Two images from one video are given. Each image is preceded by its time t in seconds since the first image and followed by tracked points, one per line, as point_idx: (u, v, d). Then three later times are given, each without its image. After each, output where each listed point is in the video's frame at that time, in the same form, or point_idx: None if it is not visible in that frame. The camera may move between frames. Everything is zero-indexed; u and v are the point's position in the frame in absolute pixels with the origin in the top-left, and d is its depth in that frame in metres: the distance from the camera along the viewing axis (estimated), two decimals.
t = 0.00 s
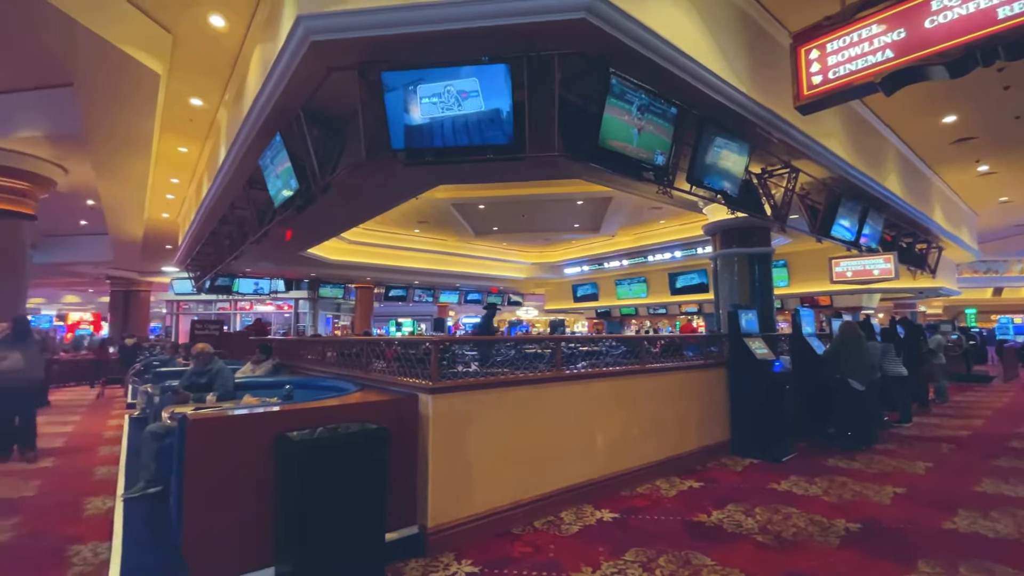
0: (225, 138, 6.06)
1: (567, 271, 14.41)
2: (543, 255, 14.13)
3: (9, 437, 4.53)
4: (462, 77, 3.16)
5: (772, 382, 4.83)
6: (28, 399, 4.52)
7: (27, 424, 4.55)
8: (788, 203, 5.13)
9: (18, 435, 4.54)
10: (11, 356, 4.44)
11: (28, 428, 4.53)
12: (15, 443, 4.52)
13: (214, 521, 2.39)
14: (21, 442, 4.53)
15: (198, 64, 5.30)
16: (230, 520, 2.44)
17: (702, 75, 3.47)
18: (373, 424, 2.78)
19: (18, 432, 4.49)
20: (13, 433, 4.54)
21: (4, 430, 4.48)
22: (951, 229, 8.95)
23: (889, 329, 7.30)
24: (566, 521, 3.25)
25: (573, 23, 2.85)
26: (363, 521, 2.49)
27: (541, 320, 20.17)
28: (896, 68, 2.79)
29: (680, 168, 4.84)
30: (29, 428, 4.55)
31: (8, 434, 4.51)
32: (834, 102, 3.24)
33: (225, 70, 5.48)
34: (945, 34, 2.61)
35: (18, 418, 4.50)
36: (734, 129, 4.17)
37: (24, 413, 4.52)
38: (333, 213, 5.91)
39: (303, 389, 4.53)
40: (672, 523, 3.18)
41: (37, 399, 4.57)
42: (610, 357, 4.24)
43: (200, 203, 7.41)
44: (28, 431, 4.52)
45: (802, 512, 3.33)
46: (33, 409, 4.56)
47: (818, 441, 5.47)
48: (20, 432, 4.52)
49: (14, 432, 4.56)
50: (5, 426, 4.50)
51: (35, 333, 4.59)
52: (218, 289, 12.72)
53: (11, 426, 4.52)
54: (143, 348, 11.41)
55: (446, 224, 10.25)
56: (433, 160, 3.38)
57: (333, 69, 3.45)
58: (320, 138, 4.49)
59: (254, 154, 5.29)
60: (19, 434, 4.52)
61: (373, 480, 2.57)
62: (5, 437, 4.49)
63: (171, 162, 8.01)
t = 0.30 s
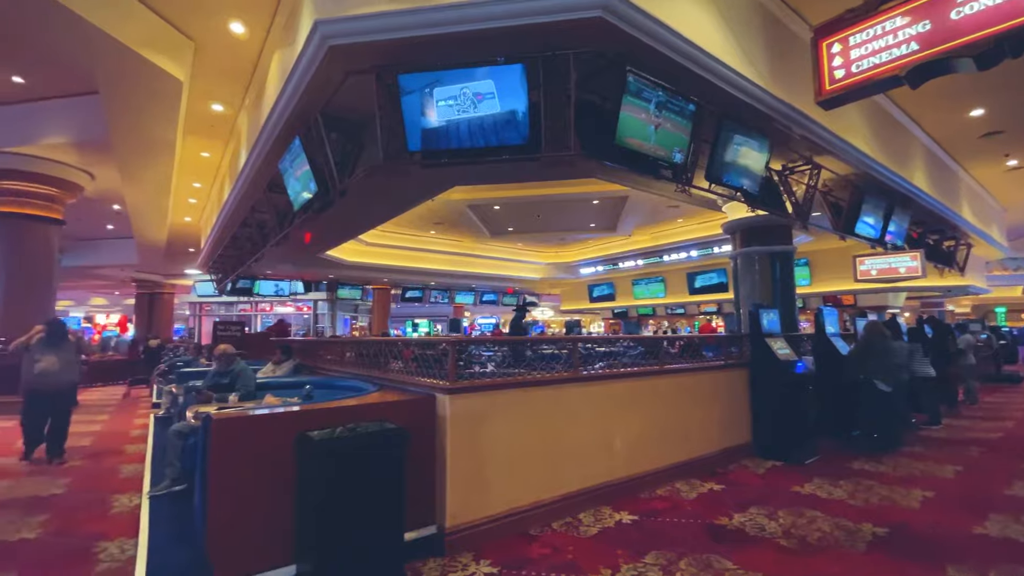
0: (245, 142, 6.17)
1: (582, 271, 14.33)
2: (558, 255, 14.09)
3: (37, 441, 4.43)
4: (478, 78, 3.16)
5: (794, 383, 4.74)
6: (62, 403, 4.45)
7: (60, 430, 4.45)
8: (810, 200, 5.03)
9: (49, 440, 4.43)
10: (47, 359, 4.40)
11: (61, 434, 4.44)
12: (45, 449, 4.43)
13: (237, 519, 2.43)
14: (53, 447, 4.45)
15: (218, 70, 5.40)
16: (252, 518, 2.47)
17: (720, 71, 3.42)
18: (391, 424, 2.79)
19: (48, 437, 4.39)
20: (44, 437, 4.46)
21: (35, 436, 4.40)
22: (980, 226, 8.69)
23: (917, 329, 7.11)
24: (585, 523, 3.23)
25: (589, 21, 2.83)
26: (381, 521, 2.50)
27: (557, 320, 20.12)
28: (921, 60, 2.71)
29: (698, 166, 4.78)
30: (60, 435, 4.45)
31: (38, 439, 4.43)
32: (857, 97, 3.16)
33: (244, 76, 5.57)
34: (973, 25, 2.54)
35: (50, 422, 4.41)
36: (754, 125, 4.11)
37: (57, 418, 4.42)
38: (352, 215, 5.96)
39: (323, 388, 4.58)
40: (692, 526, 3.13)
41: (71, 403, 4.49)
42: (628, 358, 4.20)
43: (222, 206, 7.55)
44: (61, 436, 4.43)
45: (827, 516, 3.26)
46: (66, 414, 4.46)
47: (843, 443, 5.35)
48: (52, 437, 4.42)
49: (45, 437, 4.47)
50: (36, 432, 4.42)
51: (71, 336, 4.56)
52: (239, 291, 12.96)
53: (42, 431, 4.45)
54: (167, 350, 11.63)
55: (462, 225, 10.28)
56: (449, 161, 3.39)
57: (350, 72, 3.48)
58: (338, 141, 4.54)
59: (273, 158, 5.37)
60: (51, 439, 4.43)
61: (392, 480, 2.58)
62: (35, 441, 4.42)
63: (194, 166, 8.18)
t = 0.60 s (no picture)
0: (268, 148, 6.28)
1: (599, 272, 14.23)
2: (576, 256, 14.04)
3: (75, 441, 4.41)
4: (496, 79, 3.16)
5: (821, 384, 4.63)
6: (99, 400, 4.61)
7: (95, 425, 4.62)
8: (836, 197, 4.92)
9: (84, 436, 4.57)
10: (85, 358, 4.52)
11: (96, 429, 4.60)
12: (82, 446, 4.47)
13: (262, 516, 2.47)
14: (91, 444, 4.56)
15: (242, 77, 5.52)
16: (277, 516, 2.51)
17: (742, 67, 3.36)
18: (413, 424, 2.81)
19: (83, 433, 4.49)
20: (81, 437, 4.44)
21: (72, 435, 4.38)
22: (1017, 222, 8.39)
23: (950, 329, 6.90)
24: (606, 526, 3.20)
25: (607, 21, 2.82)
26: (403, 521, 2.52)
27: (576, 321, 20.05)
28: (953, 51, 2.64)
29: (720, 164, 4.71)
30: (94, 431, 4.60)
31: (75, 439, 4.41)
32: (885, 90, 3.09)
33: (267, 83, 5.69)
34: (1008, 14, 2.46)
35: (87, 418, 4.51)
36: (777, 122, 4.03)
37: (93, 414, 4.58)
38: (373, 218, 6.04)
39: (345, 388, 4.64)
40: (717, 530, 3.08)
41: (106, 399, 4.67)
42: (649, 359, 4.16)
43: (247, 210, 7.71)
44: (98, 431, 4.61)
45: (857, 521, 3.18)
46: (103, 409, 4.65)
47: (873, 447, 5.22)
48: (87, 433, 4.56)
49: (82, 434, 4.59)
50: (74, 430, 4.40)
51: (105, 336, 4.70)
52: (263, 294, 13.24)
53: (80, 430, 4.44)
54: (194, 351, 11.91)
55: (479, 227, 10.31)
56: (468, 163, 3.40)
57: (370, 77, 3.54)
58: (358, 144, 4.59)
59: (295, 162, 5.47)
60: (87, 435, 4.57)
61: (413, 480, 2.59)
62: (73, 442, 4.38)
63: (219, 172, 8.37)
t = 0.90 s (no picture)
0: (292, 153, 6.40)
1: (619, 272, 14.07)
2: (596, 256, 13.96)
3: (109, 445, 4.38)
4: (517, 79, 3.16)
5: (850, 387, 4.51)
6: (131, 400, 4.62)
7: (130, 427, 4.65)
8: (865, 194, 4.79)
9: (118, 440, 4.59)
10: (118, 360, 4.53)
11: (130, 431, 4.61)
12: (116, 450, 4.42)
13: (288, 515, 2.51)
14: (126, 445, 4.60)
15: (266, 84, 5.63)
16: (302, 515, 2.54)
17: (766, 63, 3.30)
18: (435, 424, 2.82)
19: (117, 436, 4.50)
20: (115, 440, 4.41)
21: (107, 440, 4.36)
22: None
23: (988, 329, 6.66)
24: (629, 529, 3.17)
25: (628, 19, 2.80)
26: (425, 521, 2.53)
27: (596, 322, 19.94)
28: (987, 42, 2.55)
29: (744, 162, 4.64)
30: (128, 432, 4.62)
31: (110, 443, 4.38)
32: (916, 84, 2.99)
33: (290, 89, 5.79)
34: None
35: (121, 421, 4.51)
36: (803, 118, 3.95)
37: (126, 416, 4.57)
38: (394, 221, 6.10)
39: (367, 389, 4.69)
40: (742, 535, 3.02)
41: (138, 400, 4.67)
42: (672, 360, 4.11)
43: (272, 214, 7.87)
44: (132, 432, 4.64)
45: (891, 528, 3.08)
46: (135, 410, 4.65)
47: (906, 451, 5.06)
48: (122, 435, 4.61)
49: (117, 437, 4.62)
50: (109, 434, 4.37)
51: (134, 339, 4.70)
52: (287, 296, 13.49)
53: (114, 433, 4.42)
54: (222, 352, 12.21)
55: (498, 227, 10.31)
56: (487, 166, 3.41)
57: (390, 81, 3.58)
58: (380, 148, 4.64)
59: (318, 167, 5.56)
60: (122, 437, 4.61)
61: (435, 480, 2.60)
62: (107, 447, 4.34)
63: (245, 177, 8.56)
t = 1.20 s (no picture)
0: (323, 158, 6.54)
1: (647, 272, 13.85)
2: (623, 256, 13.82)
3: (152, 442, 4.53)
4: (543, 79, 3.14)
5: (891, 390, 4.35)
6: (171, 400, 4.65)
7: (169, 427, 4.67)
8: (907, 189, 4.61)
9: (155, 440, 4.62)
10: (158, 361, 4.57)
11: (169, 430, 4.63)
12: (157, 448, 4.56)
13: (321, 512, 2.55)
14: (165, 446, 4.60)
15: (297, 91, 5.77)
16: (334, 513, 2.58)
17: (800, 56, 3.21)
18: (464, 425, 2.83)
19: (157, 436, 4.59)
20: (157, 439, 4.56)
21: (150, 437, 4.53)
22: None
23: None
24: (661, 533, 3.11)
25: (656, 16, 2.76)
26: (455, 521, 2.54)
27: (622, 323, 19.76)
28: None
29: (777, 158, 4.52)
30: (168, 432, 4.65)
31: (152, 440, 4.54)
32: (960, 74, 2.87)
33: (320, 96, 5.92)
34: None
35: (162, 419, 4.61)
36: (840, 111, 3.82)
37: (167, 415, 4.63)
38: (422, 224, 6.17)
39: (397, 389, 4.75)
40: (779, 542, 2.94)
41: (177, 400, 4.69)
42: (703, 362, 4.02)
43: (304, 219, 8.04)
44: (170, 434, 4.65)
45: (937, 538, 2.95)
46: (174, 410, 4.67)
47: (953, 458, 4.85)
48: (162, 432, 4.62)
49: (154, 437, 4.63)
50: (150, 432, 4.52)
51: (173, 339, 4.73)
52: (318, 298, 13.80)
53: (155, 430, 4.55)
54: (256, 352, 12.55)
55: (521, 228, 10.25)
56: (513, 167, 3.41)
57: (418, 85, 3.63)
58: (408, 151, 4.70)
59: (348, 171, 5.66)
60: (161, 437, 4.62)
61: (465, 480, 2.61)
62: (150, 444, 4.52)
63: (277, 183, 8.79)
